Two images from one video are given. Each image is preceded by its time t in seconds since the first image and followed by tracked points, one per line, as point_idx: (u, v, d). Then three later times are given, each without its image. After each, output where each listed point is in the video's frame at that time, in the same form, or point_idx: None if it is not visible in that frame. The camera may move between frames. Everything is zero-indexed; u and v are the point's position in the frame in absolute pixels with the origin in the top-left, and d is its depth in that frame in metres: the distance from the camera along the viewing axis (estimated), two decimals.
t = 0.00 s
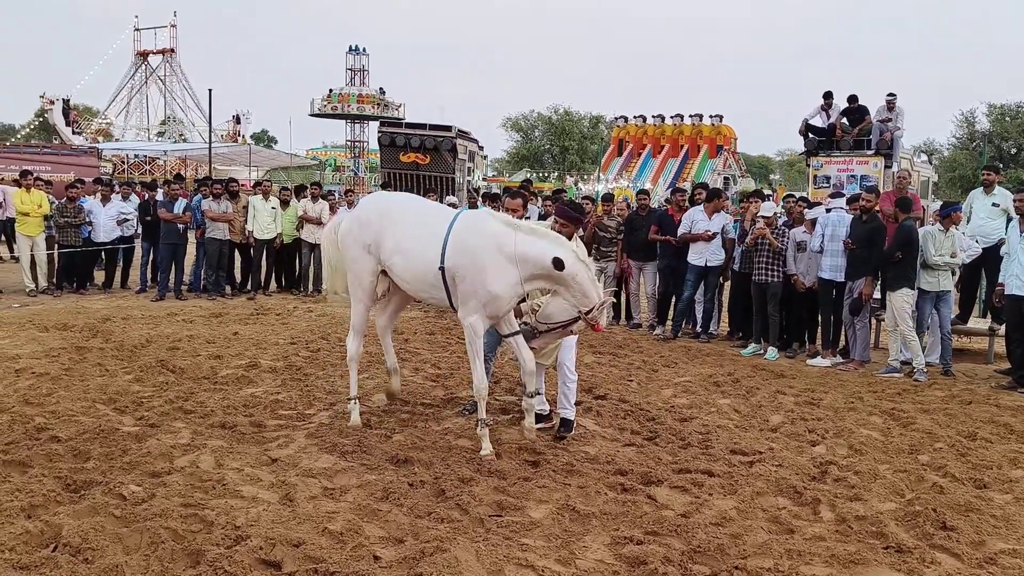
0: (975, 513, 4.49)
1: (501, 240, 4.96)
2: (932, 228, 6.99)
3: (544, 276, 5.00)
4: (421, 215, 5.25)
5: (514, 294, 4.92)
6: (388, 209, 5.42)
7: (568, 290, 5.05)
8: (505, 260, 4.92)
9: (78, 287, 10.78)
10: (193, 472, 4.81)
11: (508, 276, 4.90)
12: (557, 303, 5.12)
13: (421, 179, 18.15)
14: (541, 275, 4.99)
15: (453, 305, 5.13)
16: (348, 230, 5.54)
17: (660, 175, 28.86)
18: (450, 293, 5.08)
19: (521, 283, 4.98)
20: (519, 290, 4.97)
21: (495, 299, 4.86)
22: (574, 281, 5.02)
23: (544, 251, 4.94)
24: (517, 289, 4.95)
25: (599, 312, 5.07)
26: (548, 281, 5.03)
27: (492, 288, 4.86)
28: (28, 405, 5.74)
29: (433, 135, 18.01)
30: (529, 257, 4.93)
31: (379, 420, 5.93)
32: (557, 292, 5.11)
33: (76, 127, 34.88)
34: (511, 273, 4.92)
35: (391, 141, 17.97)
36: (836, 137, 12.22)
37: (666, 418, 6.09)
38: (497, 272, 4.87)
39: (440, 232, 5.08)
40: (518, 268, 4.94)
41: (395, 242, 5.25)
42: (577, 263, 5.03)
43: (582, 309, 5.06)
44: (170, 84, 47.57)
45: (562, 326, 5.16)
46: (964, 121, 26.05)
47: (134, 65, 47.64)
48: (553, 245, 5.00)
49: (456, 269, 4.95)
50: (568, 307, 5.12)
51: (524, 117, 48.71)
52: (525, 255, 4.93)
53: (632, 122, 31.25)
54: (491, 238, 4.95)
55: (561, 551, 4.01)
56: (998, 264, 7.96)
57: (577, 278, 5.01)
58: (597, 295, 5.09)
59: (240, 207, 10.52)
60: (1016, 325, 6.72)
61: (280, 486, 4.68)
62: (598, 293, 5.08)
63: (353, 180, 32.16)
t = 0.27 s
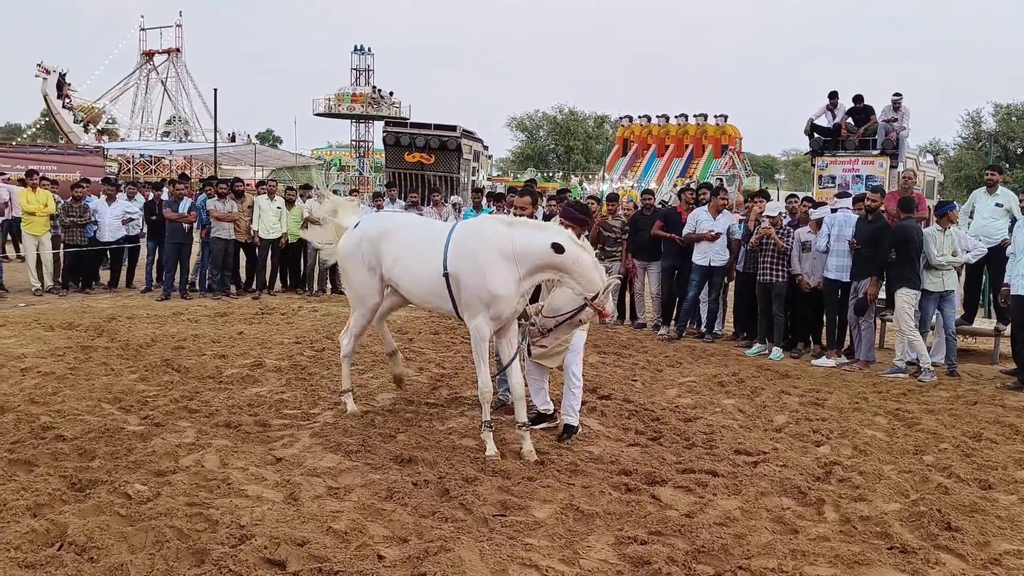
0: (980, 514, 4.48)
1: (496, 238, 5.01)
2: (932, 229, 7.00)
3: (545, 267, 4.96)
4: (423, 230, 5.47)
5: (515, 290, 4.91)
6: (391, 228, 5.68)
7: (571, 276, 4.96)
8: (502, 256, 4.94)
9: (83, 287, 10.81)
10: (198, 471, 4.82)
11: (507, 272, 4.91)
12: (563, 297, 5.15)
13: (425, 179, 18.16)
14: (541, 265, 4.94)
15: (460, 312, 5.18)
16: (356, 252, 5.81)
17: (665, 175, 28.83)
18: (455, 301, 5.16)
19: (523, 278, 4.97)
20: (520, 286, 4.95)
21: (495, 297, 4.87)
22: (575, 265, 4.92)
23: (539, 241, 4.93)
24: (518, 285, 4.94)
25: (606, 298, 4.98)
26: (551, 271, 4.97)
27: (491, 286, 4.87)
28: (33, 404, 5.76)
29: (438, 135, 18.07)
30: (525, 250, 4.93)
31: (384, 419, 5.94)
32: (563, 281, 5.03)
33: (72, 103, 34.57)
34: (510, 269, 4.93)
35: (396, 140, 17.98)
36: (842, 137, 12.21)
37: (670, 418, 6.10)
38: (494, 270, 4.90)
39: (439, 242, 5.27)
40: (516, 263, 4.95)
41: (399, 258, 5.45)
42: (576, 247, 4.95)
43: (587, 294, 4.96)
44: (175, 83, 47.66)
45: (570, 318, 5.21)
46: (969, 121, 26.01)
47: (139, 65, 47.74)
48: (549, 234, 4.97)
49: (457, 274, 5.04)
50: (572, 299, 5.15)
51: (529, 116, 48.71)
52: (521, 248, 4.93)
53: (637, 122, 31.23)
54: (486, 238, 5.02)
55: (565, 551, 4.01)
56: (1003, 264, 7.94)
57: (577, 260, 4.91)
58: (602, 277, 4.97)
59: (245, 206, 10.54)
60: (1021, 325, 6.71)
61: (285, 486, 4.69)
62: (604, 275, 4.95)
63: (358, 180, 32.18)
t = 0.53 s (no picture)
0: (983, 511, 4.47)
1: (491, 235, 5.04)
2: (932, 226, 6.99)
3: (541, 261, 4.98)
4: (419, 224, 5.49)
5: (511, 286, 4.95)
6: (390, 220, 5.72)
7: (568, 269, 4.97)
8: (497, 253, 4.97)
9: (87, 286, 10.83)
10: (201, 470, 4.83)
11: (502, 269, 4.95)
12: (568, 281, 5.04)
13: (428, 177, 18.16)
14: (536, 261, 4.96)
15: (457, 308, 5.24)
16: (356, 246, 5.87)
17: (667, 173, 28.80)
18: (453, 297, 5.21)
19: (520, 274, 5.00)
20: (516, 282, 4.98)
21: (491, 294, 4.91)
22: (571, 257, 4.92)
23: (533, 236, 4.96)
24: (514, 281, 4.97)
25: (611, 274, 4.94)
26: (547, 265, 4.98)
27: (487, 284, 4.91)
28: (37, 403, 5.77)
29: (440, 133, 18.08)
30: (520, 246, 4.96)
31: (386, 418, 5.94)
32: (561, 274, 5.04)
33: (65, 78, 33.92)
34: (505, 265, 4.96)
35: (399, 139, 17.98)
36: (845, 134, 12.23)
37: (673, 416, 6.09)
38: (489, 268, 4.93)
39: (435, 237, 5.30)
40: (512, 260, 4.97)
41: (398, 252, 5.50)
42: (570, 239, 4.95)
43: (592, 276, 4.89)
44: (178, 83, 47.70)
45: (579, 300, 5.07)
46: (973, 118, 25.99)
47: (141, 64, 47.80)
48: (543, 229, 4.98)
49: (453, 271, 5.08)
50: (575, 280, 5.03)
51: (531, 114, 48.68)
52: (515, 245, 4.96)
53: (639, 120, 31.23)
54: (481, 235, 5.06)
55: (567, 549, 4.02)
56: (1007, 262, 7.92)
57: (573, 253, 4.91)
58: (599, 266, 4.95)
59: (247, 205, 10.55)
60: None
61: (288, 484, 4.69)
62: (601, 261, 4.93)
63: (360, 179, 32.20)
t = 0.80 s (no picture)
0: (982, 511, 4.47)
1: (480, 240, 5.06)
2: (930, 226, 6.97)
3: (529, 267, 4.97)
4: (412, 229, 5.56)
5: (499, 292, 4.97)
6: (384, 226, 5.81)
7: (556, 275, 4.96)
8: (485, 259, 4.99)
9: (86, 287, 10.84)
10: (199, 470, 4.83)
11: (490, 275, 4.97)
12: (553, 291, 5.11)
13: (427, 178, 18.16)
14: (524, 266, 4.97)
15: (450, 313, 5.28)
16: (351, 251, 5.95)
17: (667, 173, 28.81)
18: (445, 302, 5.25)
19: (509, 279, 5.02)
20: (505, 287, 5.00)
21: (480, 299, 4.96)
22: (558, 263, 4.90)
23: (521, 242, 4.96)
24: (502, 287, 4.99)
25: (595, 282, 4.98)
26: (535, 271, 4.98)
27: (476, 289, 4.95)
28: (35, 405, 5.77)
29: (439, 134, 18.09)
30: (508, 252, 4.97)
31: (385, 418, 5.94)
32: (550, 280, 5.03)
33: (59, 57, 33.62)
34: (493, 271, 4.98)
35: (397, 139, 17.97)
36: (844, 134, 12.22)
37: (671, 416, 6.09)
38: (477, 273, 4.96)
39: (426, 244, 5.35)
40: (501, 265, 4.99)
41: (389, 259, 5.57)
42: (558, 245, 4.93)
43: (579, 285, 4.92)
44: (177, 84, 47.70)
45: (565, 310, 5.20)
46: (971, 117, 26.03)
47: (141, 65, 47.80)
48: (531, 234, 4.98)
49: (443, 276, 5.13)
50: (562, 291, 5.11)
51: (531, 114, 48.69)
52: (503, 250, 4.98)
53: (639, 120, 31.24)
54: (471, 240, 5.08)
55: (566, 550, 4.01)
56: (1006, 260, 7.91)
57: (560, 258, 4.89)
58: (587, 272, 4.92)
59: (247, 206, 10.54)
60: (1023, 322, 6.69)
61: (286, 485, 4.69)
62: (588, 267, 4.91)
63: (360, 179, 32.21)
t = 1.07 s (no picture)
0: (984, 508, 4.47)
1: (471, 235, 5.08)
2: (934, 222, 6.99)
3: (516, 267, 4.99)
4: (408, 215, 5.59)
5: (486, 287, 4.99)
6: (383, 209, 5.85)
7: (542, 277, 4.97)
8: (474, 254, 5.01)
9: (87, 287, 10.85)
10: (201, 470, 4.83)
11: (478, 270, 4.98)
12: (541, 290, 5.13)
13: (427, 177, 18.15)
14: (512, 265, 4.97)
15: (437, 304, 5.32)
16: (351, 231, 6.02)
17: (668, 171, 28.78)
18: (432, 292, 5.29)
19: (497, 275, 5.03)
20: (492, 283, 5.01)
21: (467, 293, 4.98)
22: (546, 264, 4.91)
23: (511, 240, 4.95)
24: (490, 283, 5.01)
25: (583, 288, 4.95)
26: (523, 271, 4.99)
27: (463, 283, 4.97)
28: (36, 405, 5.77)
29: (439, 133, 18.08)
30: (498, 250, 4.99)
31: (386, 417, 5.94)
32: (538, 280, 5.02)
33: (57, 40, 33.34)
34: (481, 266, 4.99)
35: (398, 138, 17.95)
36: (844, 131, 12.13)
37: (673, 414, 6.09)
38: (465, 268, 4.98)
39: (420, 231, 5.39)
40: (489, 262, 5.00)
41: (385, 243, 5.63)
42: (548, 246, 4.93)
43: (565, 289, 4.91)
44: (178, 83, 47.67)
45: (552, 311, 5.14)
46: (973, 113, 26.00)
47: (141, 65, 47.79)
48: (522, 234, 4.97)
49: (432, 267, 5.17)
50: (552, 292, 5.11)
51: (532, 112, 48.65)
52: (494, 247, 4.98)
53: (640, 118, 31.20)
54: (462, 234, 5.10)
55: (568, 548, 4.02)
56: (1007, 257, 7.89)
57: (549, 260, 4.89)
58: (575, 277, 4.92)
59: (248, 206, 10.54)
60: None
61: (288, 484, 4.70)
62: (577, 272, 4.90)
63: (361, 178, 32.20)
